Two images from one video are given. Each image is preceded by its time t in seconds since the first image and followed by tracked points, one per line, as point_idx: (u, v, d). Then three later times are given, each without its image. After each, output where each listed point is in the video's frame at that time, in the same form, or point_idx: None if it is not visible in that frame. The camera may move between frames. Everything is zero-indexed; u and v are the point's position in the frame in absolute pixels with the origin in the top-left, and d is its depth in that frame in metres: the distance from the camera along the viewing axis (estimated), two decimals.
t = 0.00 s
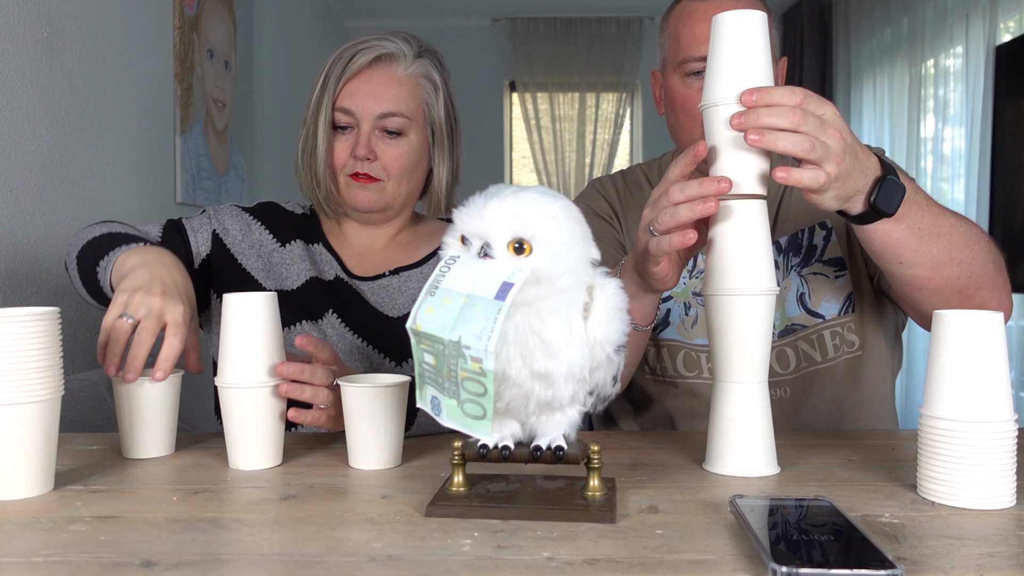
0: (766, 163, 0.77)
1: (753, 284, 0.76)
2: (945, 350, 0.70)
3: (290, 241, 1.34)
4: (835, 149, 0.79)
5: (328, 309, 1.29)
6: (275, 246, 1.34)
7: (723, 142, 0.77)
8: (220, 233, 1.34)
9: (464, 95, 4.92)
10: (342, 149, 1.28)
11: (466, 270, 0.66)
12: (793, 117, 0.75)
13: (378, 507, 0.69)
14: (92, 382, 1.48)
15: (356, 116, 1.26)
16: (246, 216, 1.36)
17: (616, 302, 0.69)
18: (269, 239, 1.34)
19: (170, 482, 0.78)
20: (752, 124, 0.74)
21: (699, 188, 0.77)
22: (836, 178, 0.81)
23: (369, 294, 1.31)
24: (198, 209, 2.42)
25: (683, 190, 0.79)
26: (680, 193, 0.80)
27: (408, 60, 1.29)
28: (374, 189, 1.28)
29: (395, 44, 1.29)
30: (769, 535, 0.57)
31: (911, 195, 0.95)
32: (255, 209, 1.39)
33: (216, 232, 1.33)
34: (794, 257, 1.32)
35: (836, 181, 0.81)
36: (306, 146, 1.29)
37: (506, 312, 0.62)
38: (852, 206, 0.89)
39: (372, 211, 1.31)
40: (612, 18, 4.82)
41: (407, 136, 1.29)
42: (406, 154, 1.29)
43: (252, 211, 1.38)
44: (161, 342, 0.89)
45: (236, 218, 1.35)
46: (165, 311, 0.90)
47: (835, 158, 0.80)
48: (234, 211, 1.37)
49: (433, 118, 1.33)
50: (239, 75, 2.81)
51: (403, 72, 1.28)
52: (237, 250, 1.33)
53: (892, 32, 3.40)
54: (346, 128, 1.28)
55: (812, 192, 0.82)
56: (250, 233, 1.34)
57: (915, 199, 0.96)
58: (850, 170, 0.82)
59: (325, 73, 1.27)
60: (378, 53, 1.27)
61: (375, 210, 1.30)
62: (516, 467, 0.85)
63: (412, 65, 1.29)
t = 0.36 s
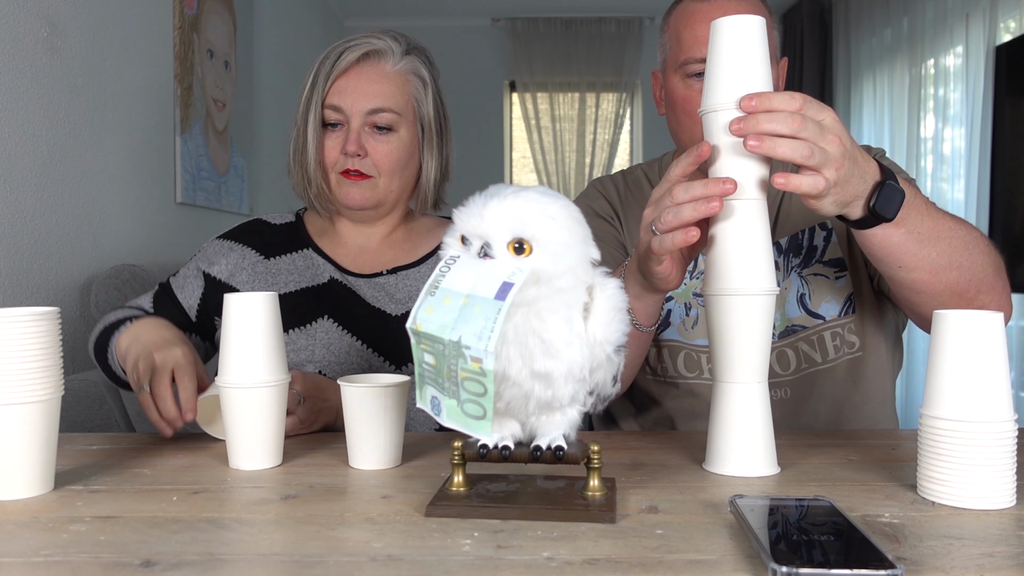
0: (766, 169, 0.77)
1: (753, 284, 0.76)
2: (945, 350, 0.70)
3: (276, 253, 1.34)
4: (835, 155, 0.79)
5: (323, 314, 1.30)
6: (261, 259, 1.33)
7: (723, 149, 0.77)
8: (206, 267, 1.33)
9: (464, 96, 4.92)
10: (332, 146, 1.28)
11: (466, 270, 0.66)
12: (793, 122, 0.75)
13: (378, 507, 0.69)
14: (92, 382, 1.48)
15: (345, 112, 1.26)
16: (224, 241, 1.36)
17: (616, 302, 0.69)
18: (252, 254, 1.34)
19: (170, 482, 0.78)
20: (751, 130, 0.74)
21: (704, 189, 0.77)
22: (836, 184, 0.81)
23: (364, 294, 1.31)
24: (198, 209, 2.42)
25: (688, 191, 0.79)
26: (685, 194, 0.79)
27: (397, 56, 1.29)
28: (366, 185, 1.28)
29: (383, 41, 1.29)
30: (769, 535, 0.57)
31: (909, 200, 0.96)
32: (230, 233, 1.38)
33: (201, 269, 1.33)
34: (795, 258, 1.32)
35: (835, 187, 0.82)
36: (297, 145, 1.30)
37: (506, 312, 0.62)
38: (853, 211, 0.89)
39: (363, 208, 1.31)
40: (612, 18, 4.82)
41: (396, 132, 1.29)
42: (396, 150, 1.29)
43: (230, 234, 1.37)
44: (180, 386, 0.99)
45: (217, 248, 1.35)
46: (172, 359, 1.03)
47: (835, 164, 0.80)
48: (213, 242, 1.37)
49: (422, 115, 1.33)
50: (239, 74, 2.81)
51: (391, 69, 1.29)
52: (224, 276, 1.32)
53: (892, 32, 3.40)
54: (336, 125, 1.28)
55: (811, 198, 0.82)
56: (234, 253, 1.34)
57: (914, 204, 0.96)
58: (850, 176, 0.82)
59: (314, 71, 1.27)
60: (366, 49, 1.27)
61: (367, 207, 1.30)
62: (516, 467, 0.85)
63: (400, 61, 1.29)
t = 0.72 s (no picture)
0: (766, 171, 0.77)
1: (754, 284, 0.76)
2: (946, 349, 0.70)
3: (260, 258, 1.34)
4: (835, 160, 0.80)
5: (311, 312, 1.30)
6: (244, 266, 1.33)
7: (723, 151, 0.77)
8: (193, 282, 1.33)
9: (464, 96, 4.92)
10: (316, 140, 1.28)
11: (466, 270, 0.66)
12: (793, 124, 0.75)
13: (378, 507, 0.69)
14: (93, 382, 1.48)
15: (328, 105, 1.26)
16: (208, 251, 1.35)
17: (616, 302, 0.69)
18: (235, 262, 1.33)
19: (170, 482, 0.78)
20: (751, 132, 0.74)
21: (710, 192, 0.77)
22: (836, 188, 0.82)
23: (363, 294, 1.31)
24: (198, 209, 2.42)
25: (693, 192, 0.79)
26: (689, 195, 0.79)
27: (378, 49, 1.29)
28: (349, 179, 1.28)
29: (366, 34, 1.29)
30: (769, 535, 0.57)
31: (909, 202, 0.96)
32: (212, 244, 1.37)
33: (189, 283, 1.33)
34: (795, 258, 1.32)
35: (835, 189, 0.82)
36: (280, 141, 1.31)
37: (506, 311, 0.62)
38: (852, 213, 0.89)
39: (348, 202, 1.30)
40: (612, 18, 4.82)
41: (379, 125, 1.29)
42: (380, 142, 1.29)
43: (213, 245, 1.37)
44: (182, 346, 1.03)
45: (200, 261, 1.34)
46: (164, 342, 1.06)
47: (835, 168, 0.80)
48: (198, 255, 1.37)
49: (405, 108, 1.34)
50: (239, 74, 2.81)
51: (373, 61, 1.29)
52: (210, 286, 1.31)
53: (892, 32, 3.40)
54: (319, 119, 1.29)
55: (811, 200, 0.82)
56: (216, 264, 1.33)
57: (912, 206, 0.96)
58: (851, 179, 0.82)
59: (296, 65, 1.28)
60: (348, 42, 1.28)
61: (351, 201, 1.30)
62: (516, 468, 0.85)
63: (382, 54, 1.29)
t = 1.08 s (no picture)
0: (766, 176, 0.77)
1: (754, 285, 0.76)
2: (946, 349, 0.70)
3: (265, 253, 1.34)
4: (836, 163, 0.80)
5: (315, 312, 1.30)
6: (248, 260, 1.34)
7: (724, 154, 0.78)
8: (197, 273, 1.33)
9: (464, 96, 4.92)
10: (326, 135, 1.27)
11: (466, 270, 0.66)
12: (793, 129, 0.75)
13: (378, 507, 0.69)
14: (92, 382, 1.48)
15: (339, 101, 1.26)
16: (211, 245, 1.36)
17: (616, 302, 0.69)
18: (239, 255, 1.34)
19: (170, 482, 0.78)
20: (752, 136, 0.74)
21: (710, 194, 0.77)
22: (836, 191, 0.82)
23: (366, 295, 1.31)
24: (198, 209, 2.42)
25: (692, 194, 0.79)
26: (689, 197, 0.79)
27: (390, 47, 1.30)
28: (357, 173, 1.27)
29: (378, 32, 1.30)
30: (769, 535, 0.57)
31: (909, 204, 0.96)
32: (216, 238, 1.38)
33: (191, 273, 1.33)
34: (796, 258, 1.32)
35: (835, 192, 0.82)
36: (291, 138, 1.30)
37: (506, 312, 0.62)
38: (852, 216, 0.89)
39: (355, 197, 1.29)
40: (612, 18, 4.82)
41: (390, 122, 1.29)
42: (390, 139, 1.28)
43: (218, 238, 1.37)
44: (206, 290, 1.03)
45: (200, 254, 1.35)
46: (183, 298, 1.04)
47: (835, 170, 0.80)
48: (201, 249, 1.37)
49: (415, 107, 1.34)
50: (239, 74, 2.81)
51: (384, 59, 1.29)
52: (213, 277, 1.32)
53: (892, 32, 3.40)
54: (329, 115, 1.28)
55: (812, 203, 0.82)
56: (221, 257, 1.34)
57: (913, 209, 0.97)
58: (851, 181, 0.82)
59: (307, 61, 1.28)
60: (360, 39, 1.28)
61: (359, 197, 1.28)
62: (517, 468, 0.85)
63: (394, 52, 1.30)
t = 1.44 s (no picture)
0: (765, 175, 0.77)
1: (753, 284, 0.76)
2: (946, 349, 0.70)
3: (282, 248, 1.34)
4: (835, 161, 0.80)
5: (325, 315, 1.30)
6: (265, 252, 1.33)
7: (723, 153, 0.77)
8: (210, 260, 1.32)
9: (464, 96, 4.92)
10: (346, 140, 1.28)
11: (466, 270, 0.66)
12: (793, 128, 0.75)
13: (378, 507, 0.69)
14: (93, 383, 1.48)
15: (361, 107, 1.26)
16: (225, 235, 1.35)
17: (616, 302, 0.69)
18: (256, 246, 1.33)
19: (170, 483, 0.78)
20: (751, 135, 0.74)
21: (710, 194, 0.76)
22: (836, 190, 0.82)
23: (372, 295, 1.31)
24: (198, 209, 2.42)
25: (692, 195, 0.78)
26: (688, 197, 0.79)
27: (415, 54, 1.29)
28: (375, 179, 1.27)
29: (404, 38, 1.29)
30: (769, 535, 0.57)
31: (909, 204, 0.96)
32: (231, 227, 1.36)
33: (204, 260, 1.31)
34: (796, 258, 1.32)
35: (835, 191, 0.82)
36: (309, 140, 1.30)
37: (506, 311, 0.62)
38: (852, 216, 0.89)
39: (372, 203, 1.29)
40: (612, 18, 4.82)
41: (410, 130, 1.28)
42: (410, 147, 1.28)
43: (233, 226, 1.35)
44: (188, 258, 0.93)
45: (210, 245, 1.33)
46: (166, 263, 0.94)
47: (835, 168, 0.80)
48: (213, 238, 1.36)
49: (436, 115, 1.33)
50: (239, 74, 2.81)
51: (409, 66, 1.29)
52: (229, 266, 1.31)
53: (892, 32, 3.40)
54: (350, 119, 1.28)
55: (811, 203, 0.82)
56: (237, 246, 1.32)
57: (912, 208, 0.96)
58: (851, 180, 0.82)
59: (331, 63, 1.27)
60: (385, 45, 1.27)
61: (376, 202, 1.29)
62: (516, 468, 0.85)
63: (418, 59, 1.29)
